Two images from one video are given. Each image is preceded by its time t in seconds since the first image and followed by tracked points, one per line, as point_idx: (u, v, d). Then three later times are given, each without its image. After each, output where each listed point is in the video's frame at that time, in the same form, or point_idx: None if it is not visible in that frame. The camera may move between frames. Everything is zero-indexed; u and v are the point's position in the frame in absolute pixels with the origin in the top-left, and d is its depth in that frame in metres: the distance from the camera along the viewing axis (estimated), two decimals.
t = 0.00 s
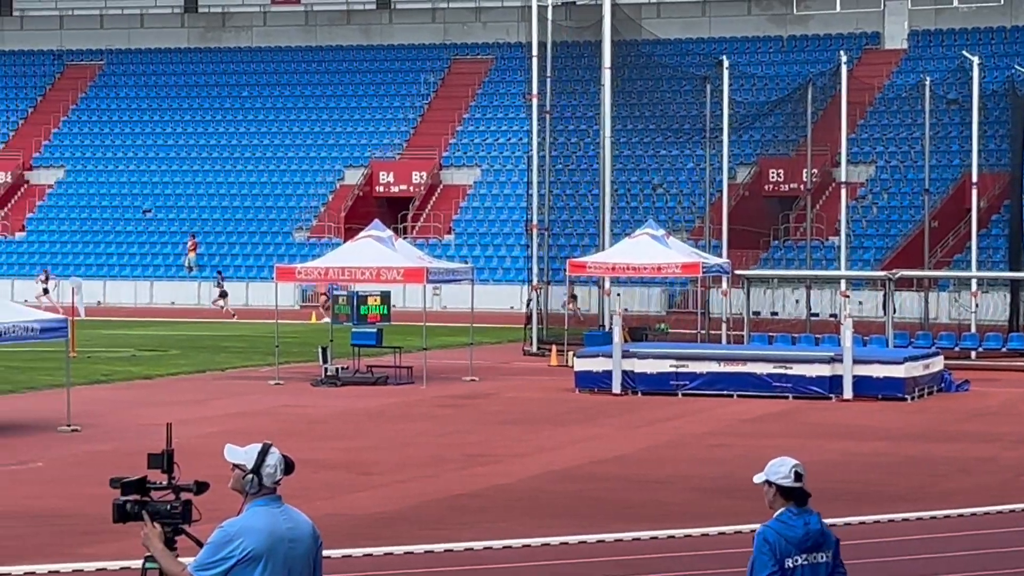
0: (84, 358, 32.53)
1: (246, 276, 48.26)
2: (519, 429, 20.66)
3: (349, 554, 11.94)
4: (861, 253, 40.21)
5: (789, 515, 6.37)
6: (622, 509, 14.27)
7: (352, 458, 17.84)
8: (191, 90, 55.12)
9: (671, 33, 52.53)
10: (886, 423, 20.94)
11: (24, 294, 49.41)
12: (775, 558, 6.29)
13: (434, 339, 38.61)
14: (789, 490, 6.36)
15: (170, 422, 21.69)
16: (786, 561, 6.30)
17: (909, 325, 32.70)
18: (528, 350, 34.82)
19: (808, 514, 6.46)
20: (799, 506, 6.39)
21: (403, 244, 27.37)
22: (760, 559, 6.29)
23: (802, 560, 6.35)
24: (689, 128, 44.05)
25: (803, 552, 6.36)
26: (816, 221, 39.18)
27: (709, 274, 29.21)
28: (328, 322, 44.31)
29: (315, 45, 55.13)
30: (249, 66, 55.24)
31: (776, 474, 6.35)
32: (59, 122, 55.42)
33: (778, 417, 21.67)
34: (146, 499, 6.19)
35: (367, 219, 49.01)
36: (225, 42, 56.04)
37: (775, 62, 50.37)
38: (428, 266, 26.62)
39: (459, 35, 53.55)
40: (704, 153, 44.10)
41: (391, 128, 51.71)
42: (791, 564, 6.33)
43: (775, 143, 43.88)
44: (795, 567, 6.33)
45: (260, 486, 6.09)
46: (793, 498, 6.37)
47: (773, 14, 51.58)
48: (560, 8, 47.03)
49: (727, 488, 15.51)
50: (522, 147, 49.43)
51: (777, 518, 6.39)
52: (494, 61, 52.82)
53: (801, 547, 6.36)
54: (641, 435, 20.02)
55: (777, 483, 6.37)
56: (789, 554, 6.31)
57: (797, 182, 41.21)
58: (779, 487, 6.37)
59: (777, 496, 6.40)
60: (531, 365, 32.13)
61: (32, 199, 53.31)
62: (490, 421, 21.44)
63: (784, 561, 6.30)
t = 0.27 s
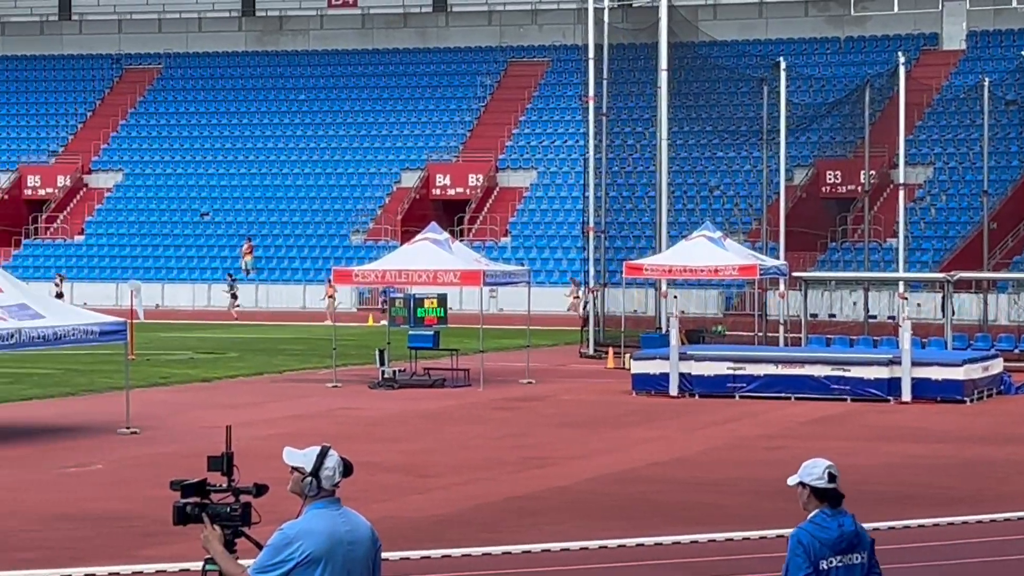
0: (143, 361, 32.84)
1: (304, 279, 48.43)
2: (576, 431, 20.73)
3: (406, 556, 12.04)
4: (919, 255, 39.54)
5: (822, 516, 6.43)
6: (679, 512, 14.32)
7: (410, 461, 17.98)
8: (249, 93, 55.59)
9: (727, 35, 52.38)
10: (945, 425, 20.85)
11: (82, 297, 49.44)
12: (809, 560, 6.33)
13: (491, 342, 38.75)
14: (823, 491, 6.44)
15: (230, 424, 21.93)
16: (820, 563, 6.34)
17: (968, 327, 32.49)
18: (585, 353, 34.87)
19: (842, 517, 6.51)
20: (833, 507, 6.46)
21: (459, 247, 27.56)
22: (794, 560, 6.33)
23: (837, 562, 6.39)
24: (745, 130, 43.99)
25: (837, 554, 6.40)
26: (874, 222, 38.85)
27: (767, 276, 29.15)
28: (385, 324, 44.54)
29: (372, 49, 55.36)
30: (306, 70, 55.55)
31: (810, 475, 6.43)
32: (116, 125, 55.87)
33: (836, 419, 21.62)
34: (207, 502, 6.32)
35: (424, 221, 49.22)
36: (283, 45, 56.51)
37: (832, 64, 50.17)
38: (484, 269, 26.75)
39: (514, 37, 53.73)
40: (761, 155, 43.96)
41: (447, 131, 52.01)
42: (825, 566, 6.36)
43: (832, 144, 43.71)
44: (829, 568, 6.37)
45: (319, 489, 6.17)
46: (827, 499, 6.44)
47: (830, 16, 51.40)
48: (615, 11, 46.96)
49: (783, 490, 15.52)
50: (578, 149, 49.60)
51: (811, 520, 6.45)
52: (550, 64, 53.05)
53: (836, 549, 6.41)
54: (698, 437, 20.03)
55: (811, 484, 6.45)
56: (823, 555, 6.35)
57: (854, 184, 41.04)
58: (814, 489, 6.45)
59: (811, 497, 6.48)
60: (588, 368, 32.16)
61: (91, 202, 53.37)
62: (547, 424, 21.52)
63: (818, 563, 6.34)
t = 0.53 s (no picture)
0: (203, 364, 33.19)
1: (362, 283, 48.52)
2: (634, 434, 20.81)
3: (466, 559, 12.15)
4: (979, 256, 39.51)
5: (866, 520, 6.52)
6: (736, 515, 14.39)
7: (468, 463, 18.15)
8: (308, 96, 56.05)
9: (786, 37, 52.16)
10: (1005, 428, 20.76)
11: (142, 301, 49.51)
12: (854, 564, 6.43)
13: (549, 345, 38.85)
14: (866, 495, 6.52)
15: (290, 427, 22.18)
16: (865, 567, 6.44)
17: None
18: (643, 355, 34.88)
19: (885, 520, 6.60)
20: (876, 511, 6.55)
21: (517, 250, 27.73)
22: (839, 564, 6.43)
23: (881, 565, 6.49)
24: (803, 132, 43.95)
25: (881, 557, 6.50)
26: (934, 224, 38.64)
27: (825, 279, 29.10)
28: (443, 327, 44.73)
29: (429, 51, 55.64)
30: (364, 74, 55.92)
31: (853, 479, 6.51)
32: (176, 128, 56.32)
33: (895, 422, 21.58)
34: (268, 504, 6.48)
35: (482, 224, 49.47)
36: (339, 49, 57.26)
37: (892, 65, 49.92)
38: (542, 272, 26.88)
39: (572, 40, 53.94)
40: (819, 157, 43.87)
41: (505, 134, 52.21)
42: (870, 570, 6.46)
43: (891, 146, 43.57)
44: (873, 572, 6.46)
45: (380, 492, 6.30)
46: (870, 503, 6.53)
47: (890, 17, 51.17)
48: (674, 13, 46.90)
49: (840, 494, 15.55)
50: (636, 150, 49.78)
51: (855, 523, 6.54)
52: (607, 67, 53.21)
53: (880, 552, 6.50)
54: (756, 440, 20.07)
55: (853, 488, 6.53)
56: (867, 559, 6.45)
57: (913, 185, 41.08)
58: (856, 492, 6.54)
59: (854, 501, 6.57)
60: (646, 371, 32.20)
61: (151, 206, 53.66)
62: (605, 427, 21.62)
63: (862, 566, 6.44)
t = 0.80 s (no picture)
0: (263, 367, 33.52)
1: (420, 285, 48.85)
2: (692, 437, 20.90)
3: (526, 562, 12.29)
4: None
5: (923, 523, 6.63)
6: (795, 518, 14.47)
7: (528, 466, 18.30)
8: (365, 100, 56.27)
9: (845, 39, 51.84)
10: None
11: (201, 302, 50.10)
12: (913, 567, 6.52)
13: (607, 347, 38.91)
14: (922, 498, 6.64)
15: (350, 430, 22.42)
16: (924, 570, 6.54)
17: None
18: (701, 358, 34.85)
19: (942, 524, 6.71)
20: (932, 514, 6.66)
21: (575, 252, 27.82)
22: (897, 568, 6.52)
23: (939, 569, 6.59)
24: (863, 134, 43.98)
25: (939, 562, 6.60)
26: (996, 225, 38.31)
27: (885, 281, 29.03)
28: (500, 329, 44.95)
29: (488, 54, 55.93)
30: (423, 76, 56.29)
31: (909, 482, 6.63)
32: (235, 132, 56.83)
33: (956, 425, 21.51)
34: (327, 507, 6.68)
35: (540, 227, 49.64)
36: (398, 52, 57.18)
37: (952, 66, 49.68)
38: (600, 275, 26.99)
39: (630, 42, 53.94)
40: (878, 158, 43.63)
41: (562, 137, 52.35)
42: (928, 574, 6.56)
43: (951, 147, 43.40)
44: None
45: (439, 494, 6.48)
46: (926, 506, 6.64)
47: (949, 18, 50.97)
48: (734, 14, 46.72)
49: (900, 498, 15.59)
50: (693, 153, 49.79)
51: (912, 527, 6.65)
52: (665, 69, 53.32)
53: (938, 556, 6.61)
54: (815, 443, 20.11)
55: (908, 491, 6.65)
56: (926, 563, 6.55)
57: (974, 188, 41.19)
58: (912, 495, 6.65)
59: (910, 504, 6.68)
60: (704, 373, 32.22)
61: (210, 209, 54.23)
62: (663, 430, 21.71)
63: (922, 570, 6.54)
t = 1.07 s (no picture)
0: (320, 370, 33.82)
1: (478, 287, 49.01)
2: (752, 440, 20.95)
3: (583, 565, 12.41)
4: None
5: (991, 524, 6.75)
6: (856, 522, 14.53)
7: (587, 469, 18.43)
8: (423, 102, 56.87)
9: (904, 40, 51.53)
10: None
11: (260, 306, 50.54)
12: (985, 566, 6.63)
13: (665, 350, 38.97)
14: (988, 498, 6.76)
15: (410, 432, 22.63)
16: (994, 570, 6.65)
17: None
18: (760, 360, 34.79)
19: (1009, 526, 6.84)
20: (999, 515, 6.78)
21: (632, 254, 27.93)
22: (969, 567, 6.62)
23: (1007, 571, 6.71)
24: (922, 135, 43.79)
25: (1007, 563, 6.72)
26: None
27: (945, 283, 28.94)
28: (558, 332, 45.05)
29: (545, 57, 56.25)
30: (484, 79, 56.68)
31: (976, 482, 6.76)
32: (294, 136, 57.29)
33: (1017, 428, 21.44)
34: (387, 510, 6.85)
35: (597, 229, 49.72)
36: (456, 55, 57.58)
37: (1012, 67, 49.44)
38: (658, 277, 27.07)
39: (689, 45, 54.58)
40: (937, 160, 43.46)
41: (619, 139, 52.48)
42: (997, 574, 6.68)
43: (1012, 148, 43.19)
44: None
45: (498, 496, 6.64)
46: (993, 507, 6.76)
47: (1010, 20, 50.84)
48: (792, 16, 46.65)
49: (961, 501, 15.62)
50: (751, 155, 49.78)
51: (980, 528, 6.76)
52: (723, 71, 53.41)
53: (1006, 558, 6.73)
54: (875, 446, 20.12)
55: (975, 491, 6.77)
56: (996, 562, 6.66)
57: None
58: (979, 496, 6.78)
59: (977, 505, 6.79)
60: (762, 376, 32.21)
61: (269, 213, 54.57)
62: (722, 433, 21.77)
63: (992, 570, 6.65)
